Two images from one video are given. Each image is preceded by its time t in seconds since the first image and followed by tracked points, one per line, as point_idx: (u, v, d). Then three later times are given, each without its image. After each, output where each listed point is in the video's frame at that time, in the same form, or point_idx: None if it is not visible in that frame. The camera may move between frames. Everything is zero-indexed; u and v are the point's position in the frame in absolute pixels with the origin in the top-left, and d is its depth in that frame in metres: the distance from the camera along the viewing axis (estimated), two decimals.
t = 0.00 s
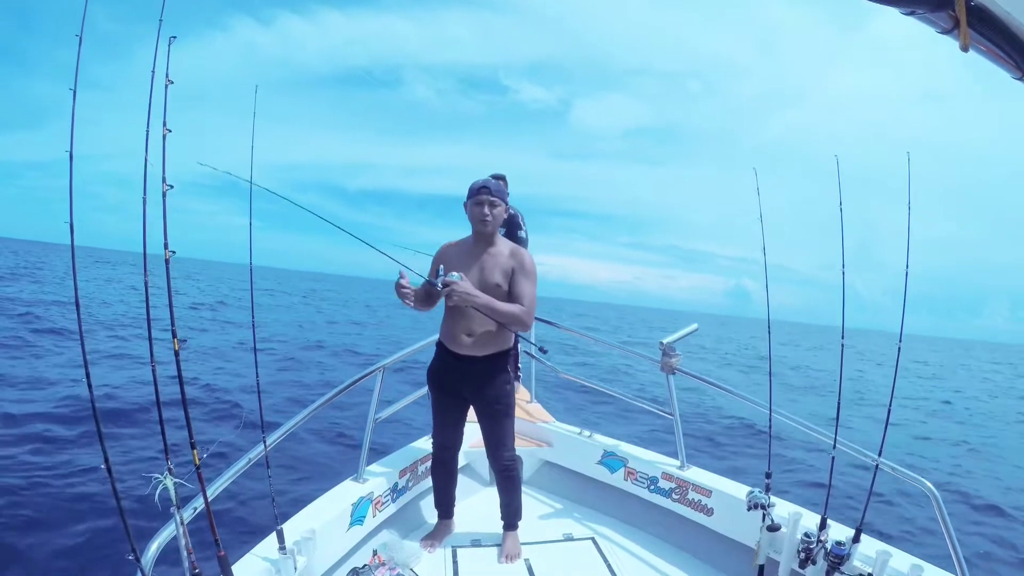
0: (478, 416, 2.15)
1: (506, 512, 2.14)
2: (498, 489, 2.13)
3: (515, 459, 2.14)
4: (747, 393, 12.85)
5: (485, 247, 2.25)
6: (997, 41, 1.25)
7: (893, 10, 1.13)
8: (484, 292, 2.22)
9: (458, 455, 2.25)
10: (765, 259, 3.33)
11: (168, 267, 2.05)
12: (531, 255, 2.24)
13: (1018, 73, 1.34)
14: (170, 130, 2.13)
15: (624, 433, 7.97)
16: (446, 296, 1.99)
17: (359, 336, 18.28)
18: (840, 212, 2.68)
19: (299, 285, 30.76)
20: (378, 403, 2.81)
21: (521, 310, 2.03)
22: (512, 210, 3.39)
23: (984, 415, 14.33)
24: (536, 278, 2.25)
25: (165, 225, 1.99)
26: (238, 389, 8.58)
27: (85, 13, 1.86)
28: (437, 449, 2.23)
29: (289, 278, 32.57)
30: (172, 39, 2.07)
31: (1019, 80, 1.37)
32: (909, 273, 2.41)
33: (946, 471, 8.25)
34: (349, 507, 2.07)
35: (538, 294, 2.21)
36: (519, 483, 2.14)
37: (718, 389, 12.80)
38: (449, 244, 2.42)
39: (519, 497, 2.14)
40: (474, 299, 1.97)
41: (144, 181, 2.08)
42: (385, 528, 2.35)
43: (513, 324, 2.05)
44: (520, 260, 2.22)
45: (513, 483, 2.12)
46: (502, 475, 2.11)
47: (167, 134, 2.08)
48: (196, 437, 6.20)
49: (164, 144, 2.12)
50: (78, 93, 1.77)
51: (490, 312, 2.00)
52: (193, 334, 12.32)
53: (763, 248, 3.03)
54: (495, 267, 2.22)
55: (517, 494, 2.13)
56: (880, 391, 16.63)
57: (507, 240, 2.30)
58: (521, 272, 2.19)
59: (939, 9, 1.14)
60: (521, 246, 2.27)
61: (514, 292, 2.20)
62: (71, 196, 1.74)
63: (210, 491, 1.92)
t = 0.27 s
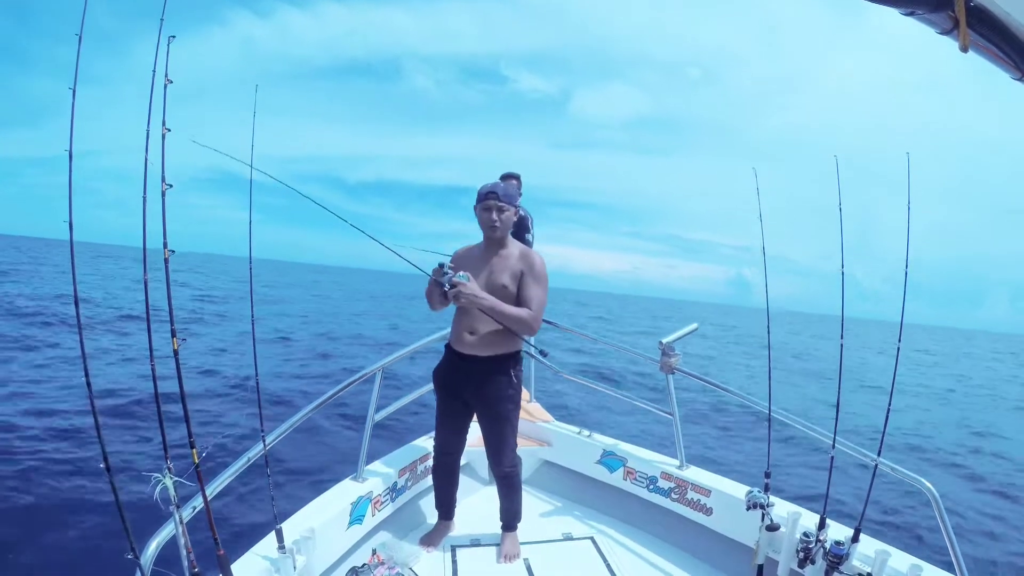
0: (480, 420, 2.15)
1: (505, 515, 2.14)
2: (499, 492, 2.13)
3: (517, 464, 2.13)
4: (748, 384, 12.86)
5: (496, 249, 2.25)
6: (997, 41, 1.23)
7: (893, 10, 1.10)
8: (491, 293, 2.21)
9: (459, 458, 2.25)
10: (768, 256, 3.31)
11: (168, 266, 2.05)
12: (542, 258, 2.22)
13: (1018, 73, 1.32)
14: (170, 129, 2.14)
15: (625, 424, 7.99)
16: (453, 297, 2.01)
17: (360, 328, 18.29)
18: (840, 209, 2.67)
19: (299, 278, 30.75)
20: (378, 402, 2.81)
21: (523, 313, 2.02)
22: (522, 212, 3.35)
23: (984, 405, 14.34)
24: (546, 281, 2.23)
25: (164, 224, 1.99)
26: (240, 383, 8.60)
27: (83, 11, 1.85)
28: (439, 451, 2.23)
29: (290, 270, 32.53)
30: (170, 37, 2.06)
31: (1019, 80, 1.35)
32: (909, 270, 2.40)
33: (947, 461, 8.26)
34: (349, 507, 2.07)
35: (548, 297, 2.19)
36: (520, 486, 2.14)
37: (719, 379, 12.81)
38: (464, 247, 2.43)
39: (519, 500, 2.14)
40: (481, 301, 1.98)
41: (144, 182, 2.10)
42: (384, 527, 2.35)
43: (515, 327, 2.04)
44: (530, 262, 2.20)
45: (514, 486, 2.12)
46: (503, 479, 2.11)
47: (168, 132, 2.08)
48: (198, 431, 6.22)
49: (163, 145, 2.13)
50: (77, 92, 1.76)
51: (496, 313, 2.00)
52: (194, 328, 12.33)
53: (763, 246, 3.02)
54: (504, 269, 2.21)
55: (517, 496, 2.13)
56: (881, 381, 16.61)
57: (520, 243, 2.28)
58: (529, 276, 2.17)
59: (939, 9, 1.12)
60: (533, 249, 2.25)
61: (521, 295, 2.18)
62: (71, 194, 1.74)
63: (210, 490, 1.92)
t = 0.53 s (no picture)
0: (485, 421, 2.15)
1: (506, 516, 2.14)
2: (500, 494, 2.13)
3: (519, 467, 2.13)
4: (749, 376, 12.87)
5: (503, 251, 2.24)
6: (997, 41, 1.22)
7: (892, 10, 1.09)
8: (499, 296, 2.21)
9: (461, 459, 2.25)
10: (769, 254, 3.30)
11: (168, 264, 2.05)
12: (550, 259, 2.20)
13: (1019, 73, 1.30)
14: (170, 130, 2.14)
15: (625, 418, 8.00)
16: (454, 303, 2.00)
17: (361, 324, 18.31)
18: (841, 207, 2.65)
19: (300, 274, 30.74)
20: (378, 402, 2.81)
21: (528, 314, 2.01)
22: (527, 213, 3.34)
23: (986, 396, 14.34)
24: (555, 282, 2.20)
25: (165, 224, 1.99)
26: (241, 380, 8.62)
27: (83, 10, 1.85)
28: (443, 453, 2.24)
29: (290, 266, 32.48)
30: (170, 36, 2.06)
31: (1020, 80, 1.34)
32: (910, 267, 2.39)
33: (948, 452, 8.27)
34: (349, 507, 2.08)
35: (557, 298, 2.17)
36: (521, 488, 2.14)
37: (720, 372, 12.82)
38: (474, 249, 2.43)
39: (520, 501, 2.14)
40: (484, 305, 1.96)
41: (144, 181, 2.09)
42: (384, 527, 2.36)
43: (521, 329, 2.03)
44: (538, 263, 2.18)
45: (516, 488, 2.12)
46: (505, 481, 2.11)
47: (168, 131, 2.08)
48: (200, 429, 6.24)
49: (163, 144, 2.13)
50: (77, 92, 1.76)
51: (500, 317, 1.99)
52: (194, 326, 12.33)
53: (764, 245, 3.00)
54: (510, 272, 2.21)
55: (518, 498, 2.13)
56: (883, 373, 16.59)
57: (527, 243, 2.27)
58: (536, 276, 2.15)
59: (939, 9, 1.10)
60: (540, 248, 2.24)
61: (528, 296, 2.17)
62: (72, 194, 1.74)
63: (210, 490, 1.91)
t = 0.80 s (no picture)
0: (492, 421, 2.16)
1: (507, 515, 2.14)
2: (502, 493, 2.13)
3: (522, 464, 2.12)
4: (749, 374, 12.88)
5: (496, 256, 2.24)
6: (997, 41, 1.22)
7: (893, 10, 1.09)
8: (497, 301, 2.23)
9: (466, 457, 2.25)
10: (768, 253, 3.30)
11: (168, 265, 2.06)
12: (545, 258, 2.18)
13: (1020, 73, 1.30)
14: (170, 131, 2.13)
15: (625, 417, 8.01)
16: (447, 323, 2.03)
17: (361, 325, 18.34)
18: (841, 207, 2.65)
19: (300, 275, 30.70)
20: (378, 402, 2.82)
21: (525, 322, 2.02)
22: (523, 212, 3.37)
23: (986, 393, 14.35)
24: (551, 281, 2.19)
25: (166, 224, 1.99)
26: (241, 382, 8.63)
27: (82, 11, 1.85)
28: (448, 450, 2.24)
29: (290, 267, 32.46)
30: (170, 37, 2.06)
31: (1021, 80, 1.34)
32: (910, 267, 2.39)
33: (949, 449, 8.27)
34: (349, 507, 2.08)
35: (554, 297, 2.16)
36: (523, 486, 2.14)
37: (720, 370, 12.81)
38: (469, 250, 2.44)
39: (522, 500, 2.14)
40: (476, 320, 1.98)
41: (145, 182, 2.09)
42: (384, 527, 2.36)
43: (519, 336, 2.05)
44: (533, 265, 2.16)
45: (519, 487, 2.12)
46: (508, 479, 2.11)
47: (168, 132, 2.08)
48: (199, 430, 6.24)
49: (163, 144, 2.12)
50: (78, 93, 1.77)
51: (493, 329, 2.01)
52: (195, 328, 12.32)
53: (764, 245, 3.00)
54: (506, 276, 2.22)
55: (520, 497, 2.13)
56: (883, 371, 16.59)
57: (520, 242, 2.25)
58: (531, 279, 2.15)
59: (940, 9, 1.10)
60: (533, 247, 2.22)
61: (525, 299, 2.18)
62: (72, 195, 1.74)
63: (211, 490, 1.92)
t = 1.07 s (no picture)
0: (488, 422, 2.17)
1: (506, 514, 2.14)
2: (501, 492, 2.13)
3: (519, 462, 2.12)
4: (749, 378, 12.87)
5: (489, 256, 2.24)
6: (997, 41, 1.23)
7: (893, 10, 1.10)
8: (491, 302, 2.24)
9: (465, 457, 2.25)
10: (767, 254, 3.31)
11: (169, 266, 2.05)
12: (538, 259, 2.18)
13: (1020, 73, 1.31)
14: (169, 130, 2.10)
15: (626, 421, 8.00)
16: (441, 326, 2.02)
17: (360, 331, 18.35)
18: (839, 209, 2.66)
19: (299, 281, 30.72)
20: (379, 403, 2.82)
21: (519, 324, 2.02)
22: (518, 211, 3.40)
23: (985, 394, 14.36)
24: (544, 282, 2.19)
25: (166, 225, 1.98)
26: (241, 388, 8.63)
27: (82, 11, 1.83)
28: (447, 448, 2.24)
29: (289, 273, 32.49)
30: (171, 37, 2.05)
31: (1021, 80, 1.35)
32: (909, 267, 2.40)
33: (949, 451, 8.26)
34: (349, 507, 2.07)
35: (547, 298, 2.17)
36: (522, 485, 2.14)
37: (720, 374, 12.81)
38: (460, 249, 2.43)
39: (521, 500, 2.13)
40: (470, 324, 1.98)
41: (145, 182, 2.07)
42: (384, 527, 2.35)
43: (513, 338, 2.06)
44: (526, 266, 2.16)
45: (517, 485, 2.12)
46: (506, 479, 2.11)
47: (168, 132, 2.07)
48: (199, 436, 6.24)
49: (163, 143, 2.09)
50: (78, 94, 1.75)
51: (488, 332, 2.02)
52: (195, 335, 12.31)
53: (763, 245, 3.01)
54: (499, 276, 2.22)
55: (519, 496, 2.13)
56: (882, 373, 16.59)
57: (513, 242, 2.25)
58: (523, 279, 2.15)
59: (939, 9, 1.11)
60: (525, 246, 2.22)
61: (519, 299, 2.19)
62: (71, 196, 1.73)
63: (211, 491, 1.92)
